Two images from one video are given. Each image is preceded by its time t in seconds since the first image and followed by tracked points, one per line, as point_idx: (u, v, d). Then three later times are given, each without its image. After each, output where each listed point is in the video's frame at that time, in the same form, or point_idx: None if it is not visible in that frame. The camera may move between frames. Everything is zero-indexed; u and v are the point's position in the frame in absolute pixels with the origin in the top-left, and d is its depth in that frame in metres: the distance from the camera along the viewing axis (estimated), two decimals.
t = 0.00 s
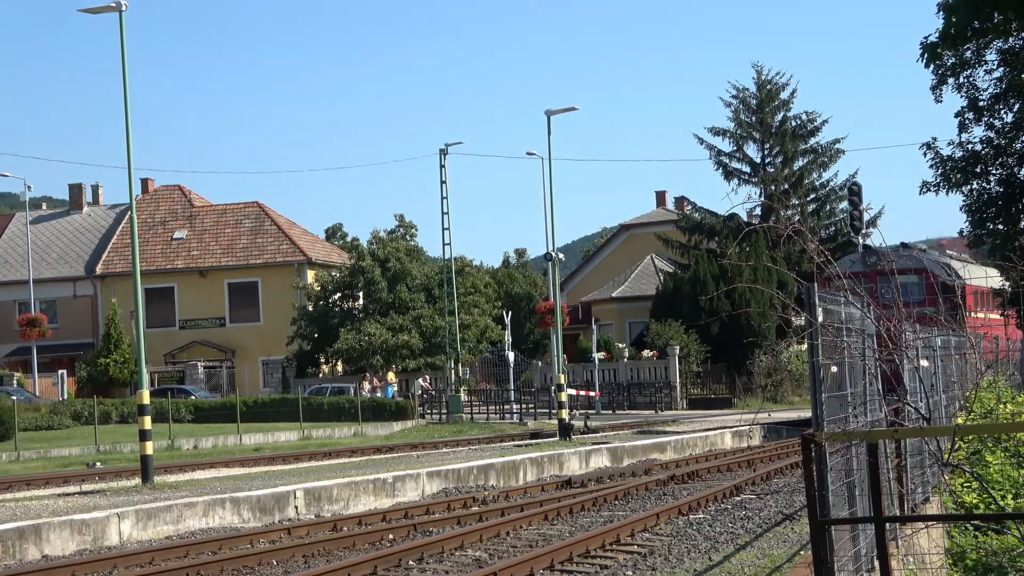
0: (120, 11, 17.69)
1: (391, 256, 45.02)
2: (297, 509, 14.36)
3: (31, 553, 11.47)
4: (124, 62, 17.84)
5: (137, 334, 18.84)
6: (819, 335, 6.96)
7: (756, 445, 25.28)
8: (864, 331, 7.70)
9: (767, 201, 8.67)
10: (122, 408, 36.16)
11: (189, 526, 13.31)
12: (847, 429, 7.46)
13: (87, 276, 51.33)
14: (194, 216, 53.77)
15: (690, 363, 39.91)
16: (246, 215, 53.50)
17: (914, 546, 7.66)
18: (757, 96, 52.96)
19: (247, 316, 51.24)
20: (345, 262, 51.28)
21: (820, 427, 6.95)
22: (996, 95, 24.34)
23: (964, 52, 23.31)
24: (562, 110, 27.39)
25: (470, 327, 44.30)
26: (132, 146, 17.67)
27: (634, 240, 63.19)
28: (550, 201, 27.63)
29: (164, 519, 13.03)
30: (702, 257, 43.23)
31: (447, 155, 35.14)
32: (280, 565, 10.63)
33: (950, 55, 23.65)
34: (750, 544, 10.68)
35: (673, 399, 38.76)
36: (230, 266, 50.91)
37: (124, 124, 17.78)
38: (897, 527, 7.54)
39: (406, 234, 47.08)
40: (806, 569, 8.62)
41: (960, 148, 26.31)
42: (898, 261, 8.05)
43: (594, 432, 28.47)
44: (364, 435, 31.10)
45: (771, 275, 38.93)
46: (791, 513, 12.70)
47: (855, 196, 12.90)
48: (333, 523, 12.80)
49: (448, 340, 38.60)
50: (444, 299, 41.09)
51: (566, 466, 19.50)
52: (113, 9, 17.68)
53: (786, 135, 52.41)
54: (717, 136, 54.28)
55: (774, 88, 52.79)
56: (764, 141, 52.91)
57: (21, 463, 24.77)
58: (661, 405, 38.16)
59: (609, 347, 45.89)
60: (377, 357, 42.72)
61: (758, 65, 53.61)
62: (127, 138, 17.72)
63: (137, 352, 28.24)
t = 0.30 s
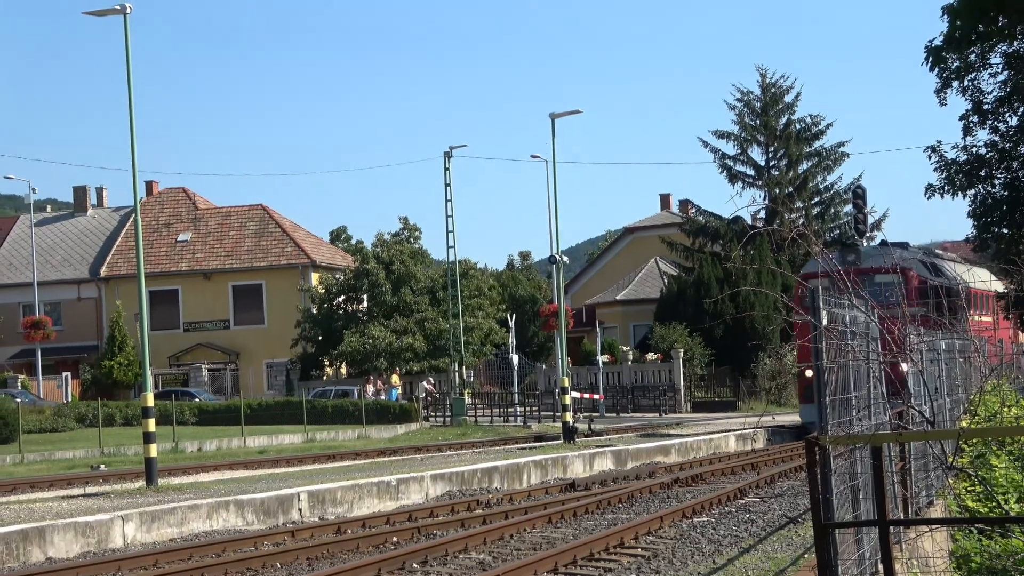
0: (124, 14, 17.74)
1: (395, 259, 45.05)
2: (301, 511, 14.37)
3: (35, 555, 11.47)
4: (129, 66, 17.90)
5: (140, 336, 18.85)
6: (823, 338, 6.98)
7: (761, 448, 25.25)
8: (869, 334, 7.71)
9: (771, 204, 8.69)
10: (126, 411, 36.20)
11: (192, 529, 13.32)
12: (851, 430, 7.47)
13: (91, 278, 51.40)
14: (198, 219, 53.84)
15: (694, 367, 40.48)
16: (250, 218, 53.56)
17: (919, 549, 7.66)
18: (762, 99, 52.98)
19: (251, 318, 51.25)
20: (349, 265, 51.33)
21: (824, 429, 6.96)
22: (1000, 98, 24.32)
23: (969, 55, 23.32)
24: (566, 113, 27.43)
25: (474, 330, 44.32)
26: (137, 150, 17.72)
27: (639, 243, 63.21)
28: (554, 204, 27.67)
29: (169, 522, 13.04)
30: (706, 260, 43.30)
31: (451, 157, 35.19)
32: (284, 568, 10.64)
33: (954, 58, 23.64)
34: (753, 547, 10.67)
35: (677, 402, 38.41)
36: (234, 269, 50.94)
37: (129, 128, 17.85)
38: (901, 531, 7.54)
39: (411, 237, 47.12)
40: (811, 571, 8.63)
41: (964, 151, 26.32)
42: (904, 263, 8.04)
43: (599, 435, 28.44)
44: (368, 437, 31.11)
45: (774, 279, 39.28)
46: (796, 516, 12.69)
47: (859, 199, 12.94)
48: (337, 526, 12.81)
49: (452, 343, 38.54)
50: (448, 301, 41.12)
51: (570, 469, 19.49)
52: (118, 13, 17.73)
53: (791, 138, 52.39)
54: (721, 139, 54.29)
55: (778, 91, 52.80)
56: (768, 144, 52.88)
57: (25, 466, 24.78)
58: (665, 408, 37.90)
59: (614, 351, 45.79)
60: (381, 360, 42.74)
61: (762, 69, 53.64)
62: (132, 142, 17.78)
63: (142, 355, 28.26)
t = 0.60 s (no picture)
0: (126, 15, 17.77)
1: (397, 260, 45.06)
2: (303, 512, 14.39)
3: (37, 556, 11.50)
4: (130, 67, 17.92)
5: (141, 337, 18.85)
6: (825, 339, 6.98)
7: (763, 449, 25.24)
8: (871, 335, 7.70)
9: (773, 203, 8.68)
10: (128, 412, 36.23)
11: (194, 530, 13.35)
12: (853, 431, 7.46)
13: (93, 279, 51.44)
14: (200, 220, 53.88)
15: (696, 367, 40.39)
16: (253, 219, 53.57)
17: (920, 550, 7.65)
18: (763, 100, 52.98)
19: (253, 319, 51.26)
20: (351, 266, 51.35)
21: (826, 429, 6.95)
22: (1002, 99, 24.29)
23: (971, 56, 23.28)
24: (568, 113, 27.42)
25: (476, 331, 44.36)
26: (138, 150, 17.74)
27: (641, 244, 63.23)
28: (556, 205, 27.68)
29: (171, 522, 13.05)
30: (709, 261, 43.40)
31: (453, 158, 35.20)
32: (287, 569, 10.65)
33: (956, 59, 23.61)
34: (755, 548, 10.68)
35: (679, 403, 38.78)
36: (236, 270, 50.96)
37: (131, 130, 17.87)
38: (903, 531, 7.53)
39: (413, 238, 47.13)
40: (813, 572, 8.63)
41: (966, 152, 26.29)
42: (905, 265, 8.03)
43: (601, 436, 28.43)
44: (370, 438, 31.14)
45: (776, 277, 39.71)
46: (798, 517, 12.70)
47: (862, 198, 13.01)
48: (339, 526, 12.82)
49: (455, 345, 38.47)
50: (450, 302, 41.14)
51: (572, 470, 19.48)
52: (120, 13, 17.75)
53: (793, 139, 52.38)
54: (723, 139, 54.26)
55: (780, 92, 52.80)
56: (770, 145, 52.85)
57: (28, 467, 24.79)
58: (667, 409, 37.99)
59: (615, 351, 45.71)
60: (383, 361, 42.75)
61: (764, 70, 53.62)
62: (133, 143, 17.80)
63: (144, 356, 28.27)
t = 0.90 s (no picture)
0: (135, 18, 17.83)
1: (405, 262, 45.07)
2: (310, 515, 14.42)
3: (45, 558, 11.55)
4: (139, 70, 17.98)
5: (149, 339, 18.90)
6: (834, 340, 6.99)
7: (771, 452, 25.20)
8: (880, 338, 7.70)
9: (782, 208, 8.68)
10: (136, 414, 36.34)
11: (202, 532, 13.39)
12: (862, 434, 7.46)
13: (102, 281, 51.59)
14: (208, 222, 54.00)
15: (704, 370, 40.13)
16: (261, 222, 53.63)
17: (929, 554, 7.64)
18: (772, 103, 52.88)
19: (261, 322, 51.37)
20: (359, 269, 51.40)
21: (835, 433, 6.94)
22: (1011, 102, 24.24)
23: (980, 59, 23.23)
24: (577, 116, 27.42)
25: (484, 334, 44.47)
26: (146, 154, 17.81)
27: (649, 247, 63.20)
28: (563, 207, 27.68)
29: (178, 525, 13.08)
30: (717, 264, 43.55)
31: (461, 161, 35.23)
32: (294, 572, 10.67)
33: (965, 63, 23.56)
34: (764, 551, 10.68)
35: (687, 406, 38.54)
36: (244, 272, 51.05)
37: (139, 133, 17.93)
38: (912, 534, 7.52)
39: (421, 241, 47.17)
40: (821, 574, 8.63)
41: (974, 155, 26.24)
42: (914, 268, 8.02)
43: (609, 439, 28.43)
44: (378, 441, 31.23)
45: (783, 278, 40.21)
46: (806, 521, 12.70)
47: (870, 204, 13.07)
48: (348, 529, 12.85)
49: (462, 348, 38.44)
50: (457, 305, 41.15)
51: (580, 473, 19.48)
52: (128, 16, 17.82)
53: (801, 142, 52.30)
54: (731, 142, 54.18)
55: (788, 95, 52.72)
56: (778, 148, 52.73)
57: (36, 469, 24.88)
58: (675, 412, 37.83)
59: (623, 354, 45.77)
60: (391, 364, 42.79)
61: (772, 72, 53.49)
62: (142, 146, 17.88)
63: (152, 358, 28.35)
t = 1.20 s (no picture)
0: (144, 19, 17.92)
1: (413, 262, 45.11)
2: (319, 514, 14.47)
3: (55, 557, 11.60)
4: (149, 71, 18.06)
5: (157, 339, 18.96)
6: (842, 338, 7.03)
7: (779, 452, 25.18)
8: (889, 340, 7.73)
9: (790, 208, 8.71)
10: (145, 414, 36.45)
11: (212, 532, 13.44)
12: (871, 435, 7.47)
13: (111, 281, 51.75)
14: (218, 223, 54.14)
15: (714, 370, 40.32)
16: (270, 222, 53.72)
17: (938, 554, 7.65)
18: (781, 103, 52.78)
19: (271, 322, 51.49)
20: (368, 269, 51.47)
21: (844, 434, 6.96)
22: (1020, 102, 24.18)
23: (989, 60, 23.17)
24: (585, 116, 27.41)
25: (493, 334, 44.67)
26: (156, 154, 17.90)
27: (658, 247, 63.17)
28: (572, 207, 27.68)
29: (188, 524, 13.13)
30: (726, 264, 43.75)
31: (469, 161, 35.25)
32: (303, 572, 10.72)
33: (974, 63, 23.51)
34: (773, 552, 10.68)
35: (696, 407, 38.28)
36: (253, 272, 51.16)
37: (149, 134, 18.02)
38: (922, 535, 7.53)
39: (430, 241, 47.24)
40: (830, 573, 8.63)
41: (984, 156, 26.17)
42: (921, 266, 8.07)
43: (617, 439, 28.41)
44: (387, 441, 31.30)
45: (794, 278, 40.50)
46: (815, 521, 12.69)
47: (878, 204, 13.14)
48: (357, 529, 12.89)
49: (471, 348, 38.45)
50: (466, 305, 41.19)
51: (589, 473, 19.48)
52: (138, 17, 17.90)
53: (810, 143, 52.21)
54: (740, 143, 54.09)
55: (798, 95, 52.63)
56: (788, 148, 52.62)
57: (45, 468, 24.96)
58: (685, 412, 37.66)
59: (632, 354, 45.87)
60: (400, 363, 42.84)
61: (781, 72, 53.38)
62: (152, 147, 17.97)
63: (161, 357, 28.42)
